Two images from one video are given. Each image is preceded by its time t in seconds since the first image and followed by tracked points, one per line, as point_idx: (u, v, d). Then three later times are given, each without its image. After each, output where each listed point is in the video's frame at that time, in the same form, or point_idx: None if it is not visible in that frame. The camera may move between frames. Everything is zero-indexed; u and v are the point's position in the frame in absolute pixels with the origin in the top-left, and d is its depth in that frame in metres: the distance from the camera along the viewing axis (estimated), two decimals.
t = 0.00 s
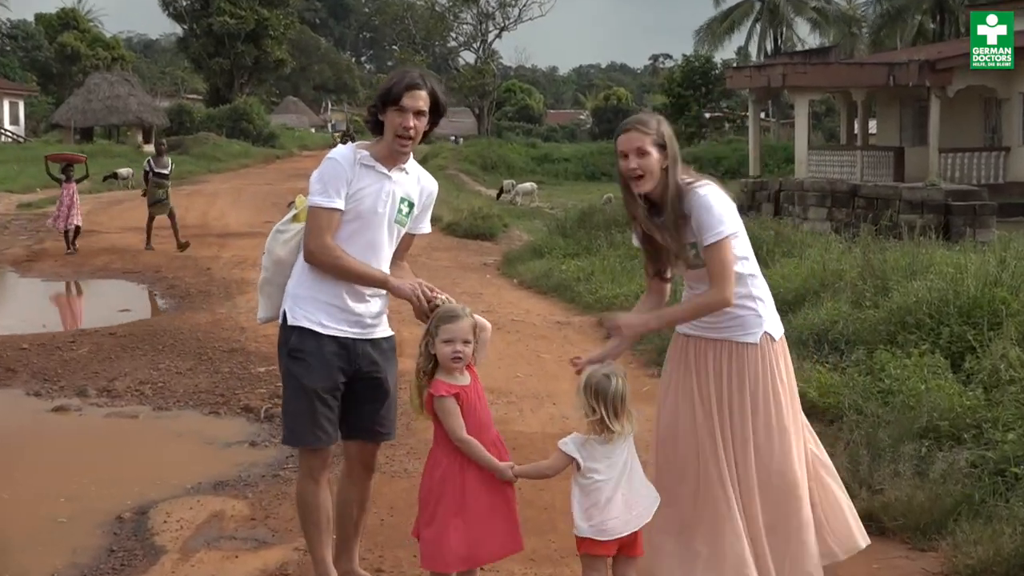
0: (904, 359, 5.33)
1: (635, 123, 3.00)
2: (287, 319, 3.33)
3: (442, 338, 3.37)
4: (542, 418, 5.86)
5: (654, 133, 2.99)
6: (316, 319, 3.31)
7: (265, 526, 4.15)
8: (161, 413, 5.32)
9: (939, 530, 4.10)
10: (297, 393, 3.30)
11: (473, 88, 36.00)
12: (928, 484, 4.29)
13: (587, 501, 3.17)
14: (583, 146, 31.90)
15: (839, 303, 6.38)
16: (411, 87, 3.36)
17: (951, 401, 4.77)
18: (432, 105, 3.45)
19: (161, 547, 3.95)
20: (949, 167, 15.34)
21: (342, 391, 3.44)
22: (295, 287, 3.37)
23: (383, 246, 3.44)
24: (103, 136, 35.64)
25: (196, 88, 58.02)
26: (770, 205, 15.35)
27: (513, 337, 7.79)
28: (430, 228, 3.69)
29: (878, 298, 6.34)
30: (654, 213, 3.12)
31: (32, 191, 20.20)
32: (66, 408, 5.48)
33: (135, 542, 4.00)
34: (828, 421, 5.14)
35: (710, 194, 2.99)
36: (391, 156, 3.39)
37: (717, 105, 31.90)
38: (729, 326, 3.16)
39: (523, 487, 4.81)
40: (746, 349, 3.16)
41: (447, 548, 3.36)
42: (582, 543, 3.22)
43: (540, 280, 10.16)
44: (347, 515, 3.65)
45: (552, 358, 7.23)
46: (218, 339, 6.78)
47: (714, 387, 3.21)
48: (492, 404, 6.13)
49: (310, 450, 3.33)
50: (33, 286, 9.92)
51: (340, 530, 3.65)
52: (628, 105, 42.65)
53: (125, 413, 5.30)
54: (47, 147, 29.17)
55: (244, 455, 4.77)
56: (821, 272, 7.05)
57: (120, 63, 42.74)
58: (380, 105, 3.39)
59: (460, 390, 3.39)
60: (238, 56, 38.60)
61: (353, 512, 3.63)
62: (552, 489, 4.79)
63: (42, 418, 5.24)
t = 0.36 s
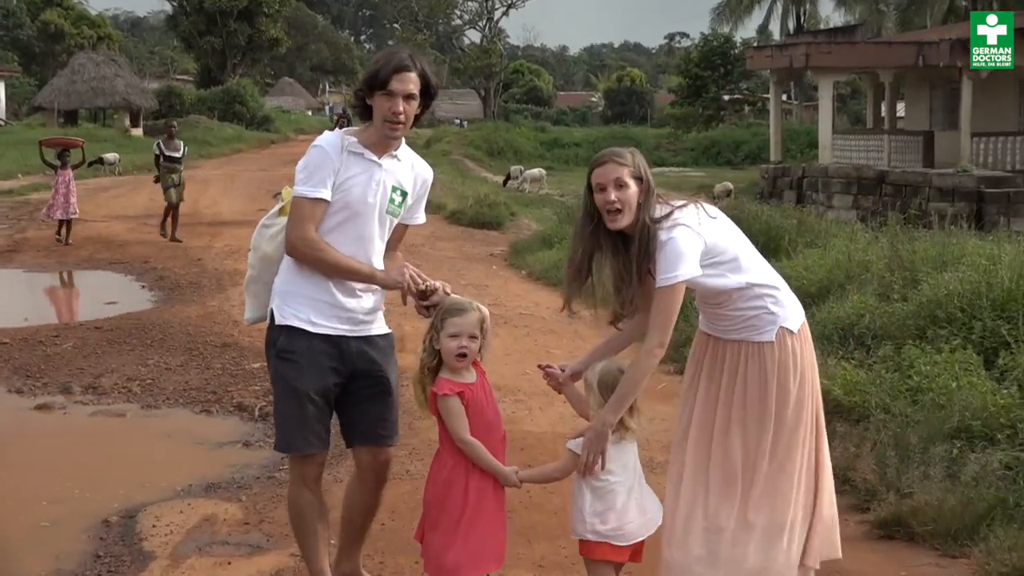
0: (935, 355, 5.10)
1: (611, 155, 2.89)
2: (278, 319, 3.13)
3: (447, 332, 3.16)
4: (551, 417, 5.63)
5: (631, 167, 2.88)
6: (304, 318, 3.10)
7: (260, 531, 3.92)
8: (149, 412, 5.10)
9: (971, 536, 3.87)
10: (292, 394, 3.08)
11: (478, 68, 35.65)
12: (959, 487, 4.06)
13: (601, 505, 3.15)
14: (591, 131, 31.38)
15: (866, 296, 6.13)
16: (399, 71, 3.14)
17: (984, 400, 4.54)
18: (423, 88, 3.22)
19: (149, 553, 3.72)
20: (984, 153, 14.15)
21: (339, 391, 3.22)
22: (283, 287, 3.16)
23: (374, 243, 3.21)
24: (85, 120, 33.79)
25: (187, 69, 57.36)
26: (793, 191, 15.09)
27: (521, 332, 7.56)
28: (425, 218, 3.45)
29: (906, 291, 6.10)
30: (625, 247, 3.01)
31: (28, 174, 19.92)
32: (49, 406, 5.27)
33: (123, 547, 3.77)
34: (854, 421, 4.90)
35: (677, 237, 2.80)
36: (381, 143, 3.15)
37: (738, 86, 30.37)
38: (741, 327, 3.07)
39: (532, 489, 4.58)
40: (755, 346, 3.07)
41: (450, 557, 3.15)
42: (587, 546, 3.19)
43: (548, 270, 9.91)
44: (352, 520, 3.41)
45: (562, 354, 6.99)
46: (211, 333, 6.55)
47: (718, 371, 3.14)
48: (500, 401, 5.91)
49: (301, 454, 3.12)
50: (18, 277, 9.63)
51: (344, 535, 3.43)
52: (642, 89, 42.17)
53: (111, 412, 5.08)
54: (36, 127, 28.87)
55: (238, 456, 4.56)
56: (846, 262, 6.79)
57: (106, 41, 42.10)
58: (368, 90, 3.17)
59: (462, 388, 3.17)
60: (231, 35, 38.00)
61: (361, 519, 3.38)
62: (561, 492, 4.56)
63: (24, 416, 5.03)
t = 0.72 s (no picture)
0: (960, 353, 4.90)
1: (609, 160, 2.65)
2: (275, 311, 2.94)
3: (448, 328, 2.96)
4: (554, 418, 5.42)
5: (631, 170, 2.64)
6: (302, 311, 2.90)
7: (247, 538, 3.71)
8: (130, 413, 4.89)
9: (998, 542, 3.66)
10: (288, 392, 2.88)
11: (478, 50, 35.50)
12: (985, 491, 3.84)
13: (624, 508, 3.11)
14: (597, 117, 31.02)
15: (886, 289, 5.92)
16: (413, 59, 2.92)
17: (1010, 400, 4.36)
18: (438, 76, 2.99)
19: (131, 562, 3.50)
20: (1011, 138, 12.78)
21: (338, 390, 3.02)
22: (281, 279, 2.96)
23: (377, 235, 2.98)
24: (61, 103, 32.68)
25: (167, 50, 56.65)
26: (810, 178, 14.90)
27: (522, 328, 7.35)
28: (437, 211, 3.23)
29: (929, 285, 5.90)
30: (630, 249, 2.78)
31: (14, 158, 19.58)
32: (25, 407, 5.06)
33: (102, 556, 3.56)
34: (874, 422, 4.69)
35: (688, 235, 2.62)
36: (392, 132, 2.93)
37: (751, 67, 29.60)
38: (753, 321, 2.87)
39: (535, 495, 4.37)
40: (767, 343, 2.87)
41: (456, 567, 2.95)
42: (592, 548, 3.15)
43: (550, 263, 9.70)
44: (355, 533, 3.15)
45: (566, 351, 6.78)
46: (197, 330, 6.34)
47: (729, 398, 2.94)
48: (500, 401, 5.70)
49: (299, 455, 2.90)
50: None
51: (347, 554, 3.15)
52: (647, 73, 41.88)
53: (88, 413, 4.88)
54: (14, 110, 28.47)
55: (223, 460, 4.34)
56: (865, 254, 6.58)
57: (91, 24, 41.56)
58: (383, 77, 2.95)
59: (465, 387, 2.97)
60: (215, 15, 37.43)
61: (363, 530, 3.13)
62: (565, 496, 4.35)
63: None
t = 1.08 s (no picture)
0: (960, 353, 4.84)
1: (598, 160, 2.58)
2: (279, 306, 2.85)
3: (451, 326, 2.90)
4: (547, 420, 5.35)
5: (623, 169, 2.57)
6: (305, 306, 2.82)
7: (231, 542, 3.64)
8: (114, 415, 4.82)
9: (998, 546, 3.59)
10: (284, 389, 2.81)
11: (469, 43, 35.45)
12: (986, 494, 3.77)
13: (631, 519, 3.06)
14: (592, 112, 30.91)
15: (886, 287, 5.86)
16: (410, 50, 2.84)
17: (1011, 400, 4.30)
18: (442, 68, 2.91)
19: (114, 567, 3.43)
20: (1011, 134, 12.71)
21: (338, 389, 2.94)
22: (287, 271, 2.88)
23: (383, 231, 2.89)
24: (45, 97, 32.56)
25: (153, 44, 56.45)
26: (808, 175, 14.83)
27: (514, 328, 7.27)
28: (448, 205, 3.12)
29: (929, 283, 5.84)
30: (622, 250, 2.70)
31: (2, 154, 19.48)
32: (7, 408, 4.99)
33: (86, 561, 3.48)
34: (873, 423, 4.60)
35: (686, 230, 2.57)
36: (396, 126, 2.87)
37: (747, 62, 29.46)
38: (748, 320, 2.80)
39: (527, 498, 4.29)
40: (764, 342, 2.79)
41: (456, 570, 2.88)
42: (591, 555, 3.08)
43: (541, 261, 9.61)
44: (344, 534, 3.07)
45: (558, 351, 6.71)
46: (183, 330, 6.26)
47: (734, 429, 2.88)
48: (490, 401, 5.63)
49: (298, 455, 2.83)
50: None
51: (336, 555, 3.08)
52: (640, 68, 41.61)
53: (71, 415, 4.81)
54: None
55: (209, 463, 4.27)
56: (864, 252, 6.51)
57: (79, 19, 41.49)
58: (382, 70, 2.88)
59: (463, 384, 2.91)
60: (201, 8, 37.41)
61: (353, 532, 3.05)
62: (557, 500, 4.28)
63: None
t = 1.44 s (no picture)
0: (956, 354, 4.84)
1: (587, 149, 2.58)
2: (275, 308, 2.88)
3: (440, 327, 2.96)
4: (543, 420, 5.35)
5: (612, 158, 2.57)
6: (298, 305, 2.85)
7: (227, 544, 3.64)
8: (110, 416, 4.82)
9: (993, 547, 3.60)
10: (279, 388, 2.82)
11: (466, 44, 35.45)
12: (982, 495, 3.77)
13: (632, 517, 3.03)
14: (589, 112, 30.89)
15: (882, 289, 5.87)
16: (406, 48, 2.85)
17: (1005, 401, 4.31)
18: (436, 68, 2.91)
19: (110, 568, 3.43)
20: (1008, 135, 12.71)
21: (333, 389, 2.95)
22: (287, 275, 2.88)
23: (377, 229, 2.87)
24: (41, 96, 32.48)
25: (149, 45, 56.44)
26: (803, 176, 14.84)
27: (509, 328, 7.26)
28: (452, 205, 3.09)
29: (925, 284, 5.84)
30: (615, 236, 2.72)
31: None
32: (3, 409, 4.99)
33: (82, 563, 3.48)
34: (869, 424, 4.60)
35: (678, 211, 2.56)
36: (388, 125, 2.88)
37: (744, 62, 29.43)
38: (738, 318, 2.79)
39: (522, 499, 4.29)
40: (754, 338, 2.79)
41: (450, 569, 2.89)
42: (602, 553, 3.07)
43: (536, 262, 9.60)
44: (340, 535, 3.06)
45: (554, 352, 6.71)
46: (178, 331, 6.25)
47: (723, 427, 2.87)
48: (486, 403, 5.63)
49: (291, 454, 2.83)
50: None
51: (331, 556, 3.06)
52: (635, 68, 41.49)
53: (67, 416, 4.80)
54: None
55: (205, 465, 4.27)
56: (860, 253, 6.52)
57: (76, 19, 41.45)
58: (376, 69, 2.88)
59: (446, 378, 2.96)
60: (196, 9, 37.33)
61: (349, 533, 3.04)
62: (553, 501, 4.28)
63: None
